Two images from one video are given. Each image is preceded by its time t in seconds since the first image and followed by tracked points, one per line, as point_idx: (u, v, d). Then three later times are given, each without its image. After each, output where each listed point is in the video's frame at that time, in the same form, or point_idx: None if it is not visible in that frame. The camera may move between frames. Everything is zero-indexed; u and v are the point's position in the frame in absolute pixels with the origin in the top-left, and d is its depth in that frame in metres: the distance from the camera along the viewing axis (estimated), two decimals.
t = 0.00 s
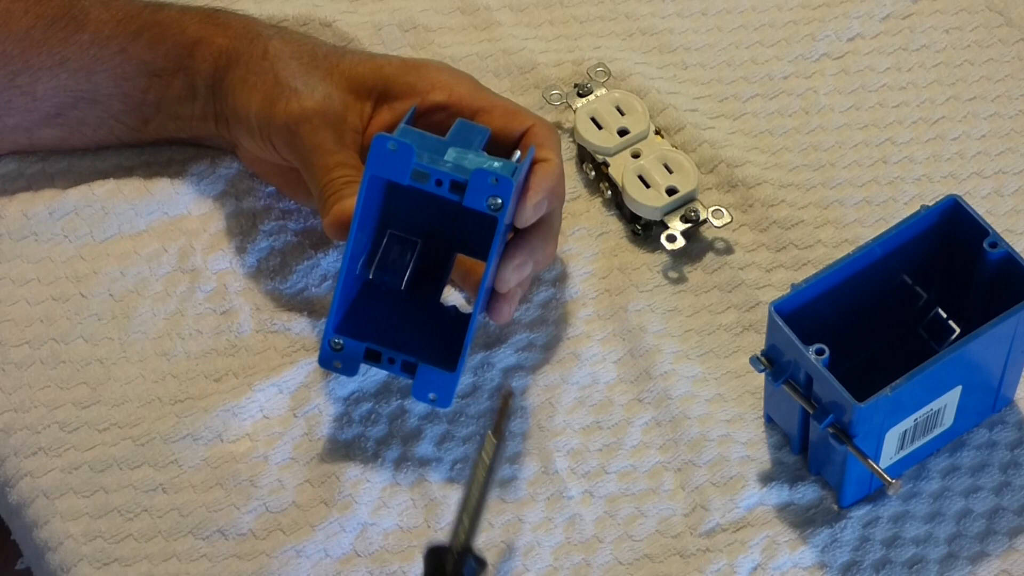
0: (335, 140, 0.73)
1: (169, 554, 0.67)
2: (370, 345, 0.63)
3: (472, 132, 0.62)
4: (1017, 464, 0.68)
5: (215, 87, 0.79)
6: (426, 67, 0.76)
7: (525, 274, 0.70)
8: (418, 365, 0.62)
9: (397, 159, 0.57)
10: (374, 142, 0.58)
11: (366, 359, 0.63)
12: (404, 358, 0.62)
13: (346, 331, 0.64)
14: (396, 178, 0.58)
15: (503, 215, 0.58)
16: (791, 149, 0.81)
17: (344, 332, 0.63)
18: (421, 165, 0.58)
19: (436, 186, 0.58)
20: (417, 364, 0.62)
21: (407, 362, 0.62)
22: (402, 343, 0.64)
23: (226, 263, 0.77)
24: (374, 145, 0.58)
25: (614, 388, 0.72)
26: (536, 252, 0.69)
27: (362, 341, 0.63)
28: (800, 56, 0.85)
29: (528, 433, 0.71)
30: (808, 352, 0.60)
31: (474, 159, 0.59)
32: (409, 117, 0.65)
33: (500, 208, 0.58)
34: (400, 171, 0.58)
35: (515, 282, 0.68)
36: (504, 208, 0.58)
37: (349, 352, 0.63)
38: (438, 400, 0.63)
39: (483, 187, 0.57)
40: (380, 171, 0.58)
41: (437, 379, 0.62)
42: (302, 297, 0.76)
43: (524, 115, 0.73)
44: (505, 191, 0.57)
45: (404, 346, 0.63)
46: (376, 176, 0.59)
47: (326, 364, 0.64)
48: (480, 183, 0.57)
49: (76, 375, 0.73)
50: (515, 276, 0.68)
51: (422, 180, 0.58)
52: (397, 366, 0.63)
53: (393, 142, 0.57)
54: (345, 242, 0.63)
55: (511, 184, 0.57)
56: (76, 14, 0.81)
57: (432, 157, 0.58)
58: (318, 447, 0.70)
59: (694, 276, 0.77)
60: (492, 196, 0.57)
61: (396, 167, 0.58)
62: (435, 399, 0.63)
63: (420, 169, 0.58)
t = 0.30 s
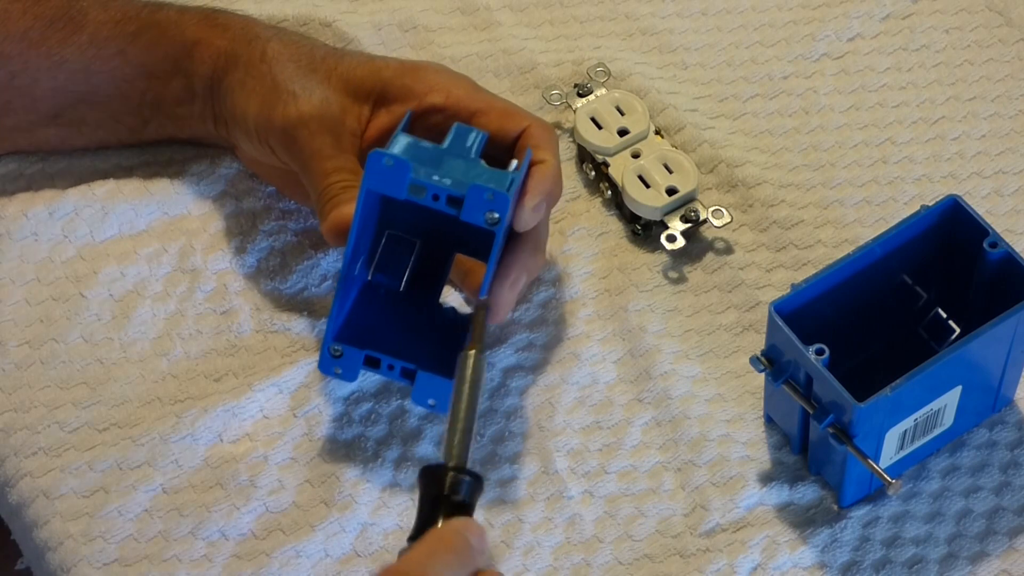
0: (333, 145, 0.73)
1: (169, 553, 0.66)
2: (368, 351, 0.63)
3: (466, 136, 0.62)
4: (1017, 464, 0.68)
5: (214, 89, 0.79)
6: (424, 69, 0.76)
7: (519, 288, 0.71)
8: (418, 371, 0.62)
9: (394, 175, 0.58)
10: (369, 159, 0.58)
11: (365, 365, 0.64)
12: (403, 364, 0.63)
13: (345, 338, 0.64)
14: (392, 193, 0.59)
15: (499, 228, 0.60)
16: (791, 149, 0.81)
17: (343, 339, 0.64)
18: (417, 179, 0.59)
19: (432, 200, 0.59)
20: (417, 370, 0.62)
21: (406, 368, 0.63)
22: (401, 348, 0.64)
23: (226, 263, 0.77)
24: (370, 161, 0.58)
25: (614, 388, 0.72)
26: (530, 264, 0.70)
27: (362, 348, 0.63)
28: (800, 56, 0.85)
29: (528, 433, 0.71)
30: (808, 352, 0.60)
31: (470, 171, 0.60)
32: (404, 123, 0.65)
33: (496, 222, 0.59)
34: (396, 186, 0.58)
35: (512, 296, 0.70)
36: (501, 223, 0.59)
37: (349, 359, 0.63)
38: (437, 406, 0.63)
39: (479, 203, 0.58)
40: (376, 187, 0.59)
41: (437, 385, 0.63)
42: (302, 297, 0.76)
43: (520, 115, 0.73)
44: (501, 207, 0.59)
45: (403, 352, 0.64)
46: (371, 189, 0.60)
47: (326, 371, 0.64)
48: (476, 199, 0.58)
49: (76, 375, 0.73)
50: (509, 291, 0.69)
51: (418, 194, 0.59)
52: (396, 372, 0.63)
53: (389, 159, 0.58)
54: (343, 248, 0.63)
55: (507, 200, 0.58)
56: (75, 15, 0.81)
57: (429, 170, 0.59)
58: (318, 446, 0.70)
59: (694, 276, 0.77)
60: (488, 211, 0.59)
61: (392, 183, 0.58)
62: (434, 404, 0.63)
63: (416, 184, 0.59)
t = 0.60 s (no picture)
0: (332, 145, 0.73)
1: (169, 553, 0.66)
2: (371, 354, 0.63)
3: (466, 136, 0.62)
4: (1017, 464, 0.68)
5: (213, 90, 0.79)
6: (421, 69, 0.76)
7: (520, 287, 0.71)
8: (420, 374, 0.62)
9: (394, 180, 0.58)
10: (369, 164, 0.59)
11: (368, 367, 0.64)
12: (405, 366, 0.62)
13: (347, 341, 0.64)
14: (392, 198, 0.59)
15: (499, 232, 0.60)
16: (791, 149, 0.81)
17: (345, 342, 0.64)
18: (417, 184, 0.59)
19: (432, 205, 0.60)
20: (419, 373, 0.62)
21: (409, 370, 0.63)
22: (403, 350, 0.64)
23: (226, 263, 0.77)
24: (369, 166, 0.59)
25: (614, 388, 0.72)
26: (529, 262, 0.70)
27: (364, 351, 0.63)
28: (800, 56, 0.85)
29: (528, 433, 0.71)
30: (807, 352, 0.60)
31: (471, 176, 0.60)
32: (402, 125, 0.65)
33: (496, 226, 0.59)
34: (397, 191, 0.59)
35: (512, 296, 0.70)
36: (501, 227, 0.59)
37: (351, 361, 0.63)
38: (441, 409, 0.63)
39: (478, 209, 0.58)
40: (377, 192, 0.59)
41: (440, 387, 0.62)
42: (302, 297, 0.76)
43: (515, 114, 0.73)
44: (502, 212, 0.59)
45: (406, 354, 0.64)
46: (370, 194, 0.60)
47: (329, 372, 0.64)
48: (476, 204, 0.58)
49: (76, 375, 0.73)
50: (511, 290, 0.70)
51: (418, 199, 0.59)
52: (399, 374, 0.63)
53: (388, 164, 0.58)
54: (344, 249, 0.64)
55: (507, 206, 0.58)
56: (72, 16, 0.81)
57: (429, 175, 0.59)
58: (318, 446, 0.70)
59: (694, 276, 0.77)
60: (488, 216, 0.59)
61: (392, 189, 0.59)
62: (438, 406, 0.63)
63: (416, 189, 0.59)
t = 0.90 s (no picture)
0: (331, 148, 0.73)
1: (168, 553, 0.66)
2: (369, 358, 0.63)
3: (459, 142, 0.64)
4: (1017, 464, 0.68)
5: (212, 91, 0.79)
6: (420, 70, 0.76)
7: (518, 289, 0.71)
8: (418, 377, 0.62)
9: (385, 186, 0.59)
10: (360, 170, 0.59)
11: (366, 371, 0.63)
12: (404, 370, 0.62)
13: (345, 345, 0.64)
14: (383, 203, 0.59)
15: (492, 237, 0.60)
16: (791, 149, 0.81)
17: (343, 347, 0.64)
18: (409, 190, 0.59)
19: (423, 211, 0.60)
20: (418, 377, 0.62)
21: (407, 374, 0.62)
22: (402, 355, 0.64)
23: (226, 263, 0.77)
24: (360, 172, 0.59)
25: (614, 388, 0.72)
26: (526, 264, 0.70)
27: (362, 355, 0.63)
28: (800, 56, 0.85)
29: (528, 433, 0.71)
30: (808, 352, 0.60)
31: (462, 180, 0.61)
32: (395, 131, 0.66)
33: (488, 230, 0.60)
34: (388, 198, 0.59)
35: (510, 298, 0.71)
36: (493, 231, 0.60)
37: (349, 365, 0.63)
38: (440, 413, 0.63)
39: (470, 212, 0.59)
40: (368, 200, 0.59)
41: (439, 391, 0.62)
42: (302, 297, 0.76)
43: (513, 116, 0.73)
44: (493, 216, 0.59)
45: (404, 358, 0.64)
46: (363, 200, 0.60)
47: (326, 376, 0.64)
48: (468, 208, 0.59)
49: (77, 375, 0.73)
50: (508, 292, 0.70)
51: (409, 205, 0.60)
52: (397, 378, 0.62)
53: (379, 170, 0.58)
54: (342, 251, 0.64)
55: (498, 209, 0.59)
56: (72, 15, 0.81)
57: (420, 182, 0.60)
58: (318, 446, 0.70)
59: (694, 276, 0.77)
60: (479, 220, 0.59)
61: (383, 195, 0.59)
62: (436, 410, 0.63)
63: (407, 195, 0.59)
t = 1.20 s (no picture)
0: (331, 148, 0.73)
1: (168, 553, 0.66)
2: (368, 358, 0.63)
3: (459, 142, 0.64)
4: (1017, 464, 0.68)
5: (212, 90, 0.79)
6: (420, 69, 0.76)
7: (518, 290, 0.71)
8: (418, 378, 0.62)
9: (384, 186, 0.59)
10: (358, 170, 0.59)
11: (366, 371, 0.64)
12: (403, 370, 0.62)
13: (345, 345, 0.64)
14: (383, 203, 0.60)
15: (491, 236, 0.60)
16: (791, 149, 0.81)
17: (342, 346, 0.64)
18: (407, 190, 0.60)
19: (422, 210, 0.60)
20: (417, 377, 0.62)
21: (406, 374, 0.62)
22: (401, 355, 0.64)
23: (226, 263, 0.77)
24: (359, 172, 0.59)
25: (614, 388, 0.72)
26: (526, 264, 0.70)
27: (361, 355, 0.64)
28: (800, 56, 0.85)
29: (528, 433, 0.71)
30: (808, 352, 0.60)
31: (462, 180, 0.61)
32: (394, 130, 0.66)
33: (487, 230, 0.60)
34: (387, 197, 0.60)
35: (510, 298, 0.71)
36: (492, 230, 0.60)
37: (348, 365, 0.63)
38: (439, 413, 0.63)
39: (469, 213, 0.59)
40: (367, 198, 0.60)
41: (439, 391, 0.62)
42: (302, 297, 0.76)
43: (512, 115, 0.73)
44: (492, 216, 0.59)
45: (404, 358, 0.64)
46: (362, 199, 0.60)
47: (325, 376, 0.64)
48: (467, 208, 0.59)
49: (77, 375, 0.73)
50: (508, 292, 0.70)
51: (408, 204, 0.60)
52: (397, 378, 0.63)
53: (378, 171, 0.59)
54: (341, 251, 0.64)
55: (497, 210, 0.59)
56: (72, 14, 0.81)
57: (419, 181, 0.60)
58: (318, 446, 0.70)
59: (694, 276, 0.77)
60: (478, 220, 0.59)
61: (382, 194, 0.59)
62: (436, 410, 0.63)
63: (406, 195, 0.60)
